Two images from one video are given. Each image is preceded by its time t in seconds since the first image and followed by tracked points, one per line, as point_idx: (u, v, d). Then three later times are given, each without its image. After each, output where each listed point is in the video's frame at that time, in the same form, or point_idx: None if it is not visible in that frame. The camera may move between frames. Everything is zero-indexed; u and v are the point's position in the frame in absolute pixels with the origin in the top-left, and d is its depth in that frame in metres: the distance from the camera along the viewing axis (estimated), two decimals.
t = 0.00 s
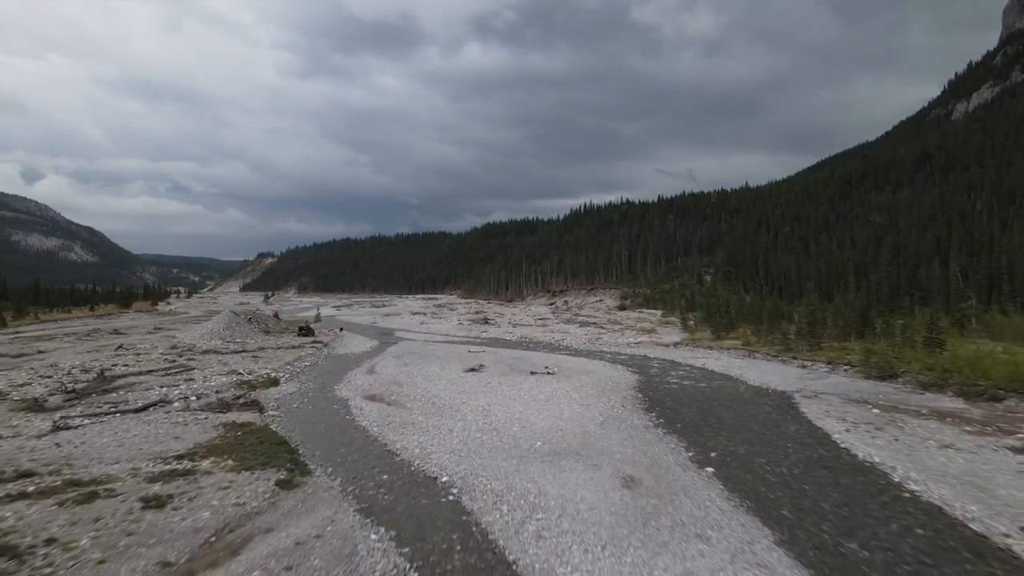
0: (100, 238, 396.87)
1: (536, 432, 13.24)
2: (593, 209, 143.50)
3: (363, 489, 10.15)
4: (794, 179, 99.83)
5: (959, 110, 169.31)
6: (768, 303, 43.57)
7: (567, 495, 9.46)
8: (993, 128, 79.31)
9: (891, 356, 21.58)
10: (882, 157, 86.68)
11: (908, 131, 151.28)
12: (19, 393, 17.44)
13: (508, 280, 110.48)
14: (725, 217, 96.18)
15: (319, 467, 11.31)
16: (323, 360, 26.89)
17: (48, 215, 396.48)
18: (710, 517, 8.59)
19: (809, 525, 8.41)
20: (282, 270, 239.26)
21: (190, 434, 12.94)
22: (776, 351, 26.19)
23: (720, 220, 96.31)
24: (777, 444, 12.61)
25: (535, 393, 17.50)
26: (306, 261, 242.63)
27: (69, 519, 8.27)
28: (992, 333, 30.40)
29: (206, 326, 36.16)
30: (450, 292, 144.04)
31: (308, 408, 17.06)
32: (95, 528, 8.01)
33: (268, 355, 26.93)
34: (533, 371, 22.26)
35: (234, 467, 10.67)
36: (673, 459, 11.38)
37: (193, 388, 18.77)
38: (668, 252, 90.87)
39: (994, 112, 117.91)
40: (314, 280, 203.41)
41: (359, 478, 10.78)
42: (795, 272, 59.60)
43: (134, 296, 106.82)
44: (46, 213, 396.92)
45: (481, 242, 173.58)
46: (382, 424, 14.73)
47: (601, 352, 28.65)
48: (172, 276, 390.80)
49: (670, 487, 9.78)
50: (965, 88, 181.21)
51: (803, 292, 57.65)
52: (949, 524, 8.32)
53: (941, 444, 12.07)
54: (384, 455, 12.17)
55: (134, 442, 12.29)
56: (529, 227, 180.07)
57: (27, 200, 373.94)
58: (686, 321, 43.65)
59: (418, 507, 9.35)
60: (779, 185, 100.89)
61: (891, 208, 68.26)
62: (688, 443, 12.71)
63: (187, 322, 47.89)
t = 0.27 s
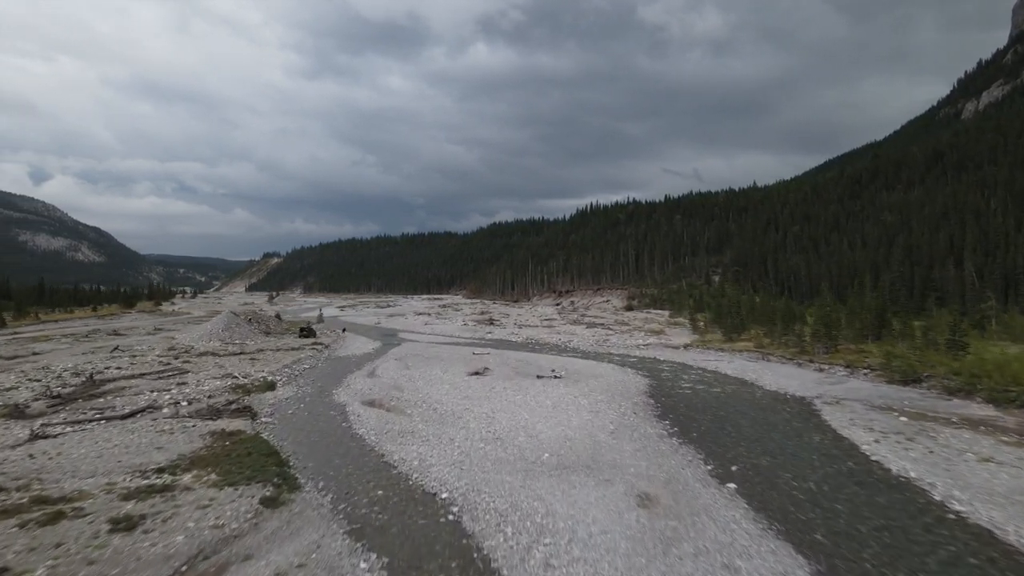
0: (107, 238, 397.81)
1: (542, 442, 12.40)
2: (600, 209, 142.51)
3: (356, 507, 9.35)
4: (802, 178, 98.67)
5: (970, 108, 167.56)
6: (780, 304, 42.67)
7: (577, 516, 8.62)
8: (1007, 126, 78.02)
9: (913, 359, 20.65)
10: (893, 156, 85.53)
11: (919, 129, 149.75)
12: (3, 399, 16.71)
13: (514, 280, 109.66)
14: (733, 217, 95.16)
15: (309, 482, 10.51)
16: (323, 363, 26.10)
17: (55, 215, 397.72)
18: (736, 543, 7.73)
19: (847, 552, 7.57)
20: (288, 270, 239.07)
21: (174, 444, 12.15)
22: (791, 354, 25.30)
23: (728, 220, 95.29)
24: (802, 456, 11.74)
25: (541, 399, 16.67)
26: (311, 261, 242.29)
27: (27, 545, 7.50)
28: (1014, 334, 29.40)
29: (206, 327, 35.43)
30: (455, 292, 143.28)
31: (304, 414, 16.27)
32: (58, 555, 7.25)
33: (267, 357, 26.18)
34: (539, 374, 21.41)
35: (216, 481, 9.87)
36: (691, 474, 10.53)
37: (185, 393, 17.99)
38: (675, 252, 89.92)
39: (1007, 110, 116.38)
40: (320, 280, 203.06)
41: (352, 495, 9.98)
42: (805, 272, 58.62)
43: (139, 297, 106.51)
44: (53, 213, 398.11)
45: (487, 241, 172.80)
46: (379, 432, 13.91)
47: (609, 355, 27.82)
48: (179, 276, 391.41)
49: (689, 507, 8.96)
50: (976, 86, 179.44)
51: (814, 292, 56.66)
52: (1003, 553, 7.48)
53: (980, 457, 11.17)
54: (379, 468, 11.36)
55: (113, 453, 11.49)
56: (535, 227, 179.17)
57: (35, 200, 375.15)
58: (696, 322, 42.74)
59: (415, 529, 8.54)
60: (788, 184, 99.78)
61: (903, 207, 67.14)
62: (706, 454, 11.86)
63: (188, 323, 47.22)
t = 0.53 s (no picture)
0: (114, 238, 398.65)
1: (550, 454, 11.54)
2: (606, 209, 141.55)
3: (346, 529, 8.51)
4: (812, 177, 97.52)
5: (981, 106, 165.88)
6: (792, 305, 41.72)
7: (591, 542, 7.76)
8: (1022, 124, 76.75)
9: (938, 363, 19.68)
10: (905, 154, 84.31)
11: (929, 128, 148.33)
12: None
13: (521, 280, 108.87)
14: (742, 217, 94.13)
15: (297, 499, 9.69)
16: (323, 366, 25.29)
17: (63, 215, 398.88)
18: None
19: None
20: (294, 271, 238.82)
21: (157, 455, 11.34)
22: (807, 357, 24.35)
23: (737, 219, 94.26)
24: (832, 470, 10.86)
25: (548, 406, 15.80)
26: (318, 261, 241.97)
27: None
28: None
29: (205, 328, 34.67)
30: (461, 292, 142.46)
31: (299, 421, 15.45)
32: None
33: (265, 359, 25.43)
34: (546, 379, 20.53)
35: (196, 499, 9.06)
36: (714, 491, 9.65)
37: (175, 398, 17.19)
38: (683, 252, 88.96)
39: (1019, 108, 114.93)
40: (326, 280, 202.66)
41: (343, 513, 9.15)
42: (817, 272, 57.60)
43: (144, 297, 106.12)
44: (61, 213, 399.28)
45: (493, 241, 172.02)
46: (377, 441, 13.07)
47: (618, 358, 26.96)
48: (186, 276, 392.02)
49: (713, 532, 8.08)
50: (987, 85, 177.68)
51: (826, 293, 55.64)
52: None
53: None
54: (375, 483, 10.53)
55: (89, 466, 10.69)
56: (541, 227, 178.34)
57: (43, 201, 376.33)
58: (706, 323, 41.84)
59: (408, 556, 7.68)
60: (797, 183, 98.69)
61: (917, 206, 66.04)
62: (727, 468, 10.97)
63: (189, 323, 46.52)
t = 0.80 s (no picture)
0: (122, 237, 399.71)
1: (559, 469, 10.71)
2: (613, 208, 140.63)
3: (335, 555, 7.71)
4: (822, 176, 96.42)
5: (992, 105, 164.21)
6: (804, 306, 40.84)
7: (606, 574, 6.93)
8: None
9: (965, 367, 18.79)
10: (916, 152, 83.10)
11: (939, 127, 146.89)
12: None
13: (527, 280, 108.10)
14: (751, 216, 93.14)
15: (283, 518, 8.90)
16: (324, 368, 24.53)
17: (70, 215, 400.20)
18: None
19: None
20: (301, 271, 238.67)
21: (136, 469, 10.58)
22: (825, 360, 23.46)
23: (745, 219, 93.24)
24: (865, 486, 10.00)
25: (557, 413, 14.96)
26: (324, 261, 241.67)
27: None
28: None
29: (205, 329, 34.01)
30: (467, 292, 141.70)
31: (295, 428, 14.68)
32: None
33: (264, 362, 24.70)
34: (553, 383, 19.73)
35: (172, 520, 8.28)
36: (739, 512, 8.80)
37: (167, 404, 16.44)
38: (691, 252, 88.04)
39: None
40: (332, 280, 202.36)
41: (332, 536, 8.34)
42: (828, 272, 56.60)
43: (149, 297, 105.82)
44: (68, 213, 400.62)
45: (500, 241, 171.33)
46: (374, 452, 12.29)
47: (627, 360, 26.14)
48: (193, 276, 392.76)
49: (742, 561, 7.24)
50: (998, 83, 175.94)
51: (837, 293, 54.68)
52: None
53: None
54: (369, 500, 9.72)
55: (62, 481, 9.93)
56: (548, 227, 177.56)
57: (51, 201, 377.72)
58: (717, 324, 40.98)
59: None
60: (807, 182, 97.64)
61: (930, 205, 64.95)
62: (751, 483, 10.13)
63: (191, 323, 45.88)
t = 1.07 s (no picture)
0: (129, 237, 400.61)
1: (569, 485, 9.85)
2: (620, 208, 139.65)
3: None
4: (833, 175, 95.25)
5: (1004, 103, 162.45)
6: (817, 307, 39.91)
7: None
8: None
9: (995, 372, 17.86)
10: (929, 151, 81.85)
11: (950, 125, 145.32)
12: None
13: (533, 280, 107.34)
14: (760, 216, 92.09)
15: (265, 543, 8.07)
16: (324, 371, 23.73)
17: (78, 215, 401.35)
18: None
19: None
20: (307, 271, 238.44)
21: (110, 485, 9.77)
22: (844, 364, 22.55)
23: (754, 218, 92.21)
24: (904, 506, 9.12)
25: (565, 422, 14.11)
26: (329, 261, 241.34)
27: None
28: None
29: (205, 330, 33.29)
30: (473, 293, 140.93)
31: (287, 437, 13.87)
32: None
33: (262, 364, 23.94)
34: (561, 388, 18.88)
35: (140, 547, 7.47)
36: (769, 537, 7.92)
37: (155, 410, 15.65)
38: (699, 252, 87.06)
39: None
40: (338, 280, 201.98)
41: (317, 564, 7.50)
42: (841, 273, 55.52)
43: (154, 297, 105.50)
44: (76, 213, 401.84)
45: (506, 241, 170.55)
46: (369, 465, 11.45)
47: (637, 363, 25.28)
48: (200, 276, 393.32)
49: None
50: (1008, 81, 174.14)
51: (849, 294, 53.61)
52: None
53: None
54: (361, 521, 8.89)
55: (29, 499, 9.13)
56: (554, 227, 176.67)
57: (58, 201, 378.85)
58: (728, 326, 40.06)
59: None
60: (816, 181, 96.51)
61: (944, 204, 63.80)
62: (779, 503, 9.27)
63: (192, 324, 45.21)
